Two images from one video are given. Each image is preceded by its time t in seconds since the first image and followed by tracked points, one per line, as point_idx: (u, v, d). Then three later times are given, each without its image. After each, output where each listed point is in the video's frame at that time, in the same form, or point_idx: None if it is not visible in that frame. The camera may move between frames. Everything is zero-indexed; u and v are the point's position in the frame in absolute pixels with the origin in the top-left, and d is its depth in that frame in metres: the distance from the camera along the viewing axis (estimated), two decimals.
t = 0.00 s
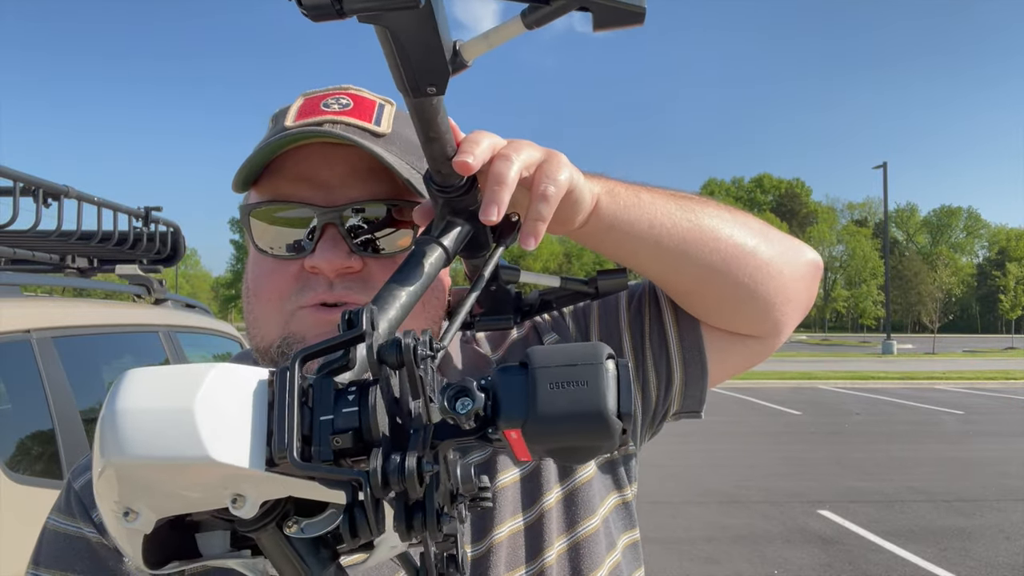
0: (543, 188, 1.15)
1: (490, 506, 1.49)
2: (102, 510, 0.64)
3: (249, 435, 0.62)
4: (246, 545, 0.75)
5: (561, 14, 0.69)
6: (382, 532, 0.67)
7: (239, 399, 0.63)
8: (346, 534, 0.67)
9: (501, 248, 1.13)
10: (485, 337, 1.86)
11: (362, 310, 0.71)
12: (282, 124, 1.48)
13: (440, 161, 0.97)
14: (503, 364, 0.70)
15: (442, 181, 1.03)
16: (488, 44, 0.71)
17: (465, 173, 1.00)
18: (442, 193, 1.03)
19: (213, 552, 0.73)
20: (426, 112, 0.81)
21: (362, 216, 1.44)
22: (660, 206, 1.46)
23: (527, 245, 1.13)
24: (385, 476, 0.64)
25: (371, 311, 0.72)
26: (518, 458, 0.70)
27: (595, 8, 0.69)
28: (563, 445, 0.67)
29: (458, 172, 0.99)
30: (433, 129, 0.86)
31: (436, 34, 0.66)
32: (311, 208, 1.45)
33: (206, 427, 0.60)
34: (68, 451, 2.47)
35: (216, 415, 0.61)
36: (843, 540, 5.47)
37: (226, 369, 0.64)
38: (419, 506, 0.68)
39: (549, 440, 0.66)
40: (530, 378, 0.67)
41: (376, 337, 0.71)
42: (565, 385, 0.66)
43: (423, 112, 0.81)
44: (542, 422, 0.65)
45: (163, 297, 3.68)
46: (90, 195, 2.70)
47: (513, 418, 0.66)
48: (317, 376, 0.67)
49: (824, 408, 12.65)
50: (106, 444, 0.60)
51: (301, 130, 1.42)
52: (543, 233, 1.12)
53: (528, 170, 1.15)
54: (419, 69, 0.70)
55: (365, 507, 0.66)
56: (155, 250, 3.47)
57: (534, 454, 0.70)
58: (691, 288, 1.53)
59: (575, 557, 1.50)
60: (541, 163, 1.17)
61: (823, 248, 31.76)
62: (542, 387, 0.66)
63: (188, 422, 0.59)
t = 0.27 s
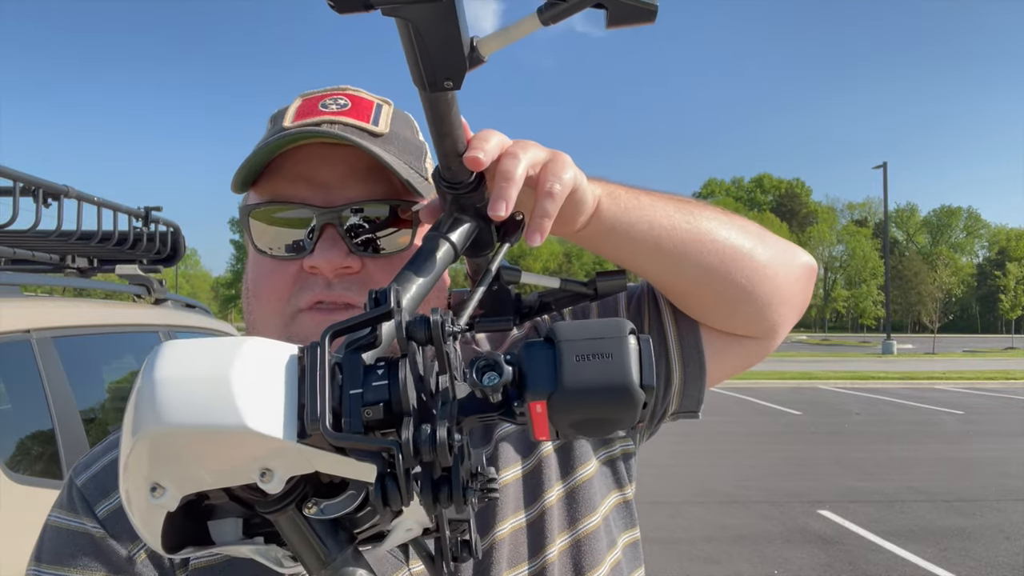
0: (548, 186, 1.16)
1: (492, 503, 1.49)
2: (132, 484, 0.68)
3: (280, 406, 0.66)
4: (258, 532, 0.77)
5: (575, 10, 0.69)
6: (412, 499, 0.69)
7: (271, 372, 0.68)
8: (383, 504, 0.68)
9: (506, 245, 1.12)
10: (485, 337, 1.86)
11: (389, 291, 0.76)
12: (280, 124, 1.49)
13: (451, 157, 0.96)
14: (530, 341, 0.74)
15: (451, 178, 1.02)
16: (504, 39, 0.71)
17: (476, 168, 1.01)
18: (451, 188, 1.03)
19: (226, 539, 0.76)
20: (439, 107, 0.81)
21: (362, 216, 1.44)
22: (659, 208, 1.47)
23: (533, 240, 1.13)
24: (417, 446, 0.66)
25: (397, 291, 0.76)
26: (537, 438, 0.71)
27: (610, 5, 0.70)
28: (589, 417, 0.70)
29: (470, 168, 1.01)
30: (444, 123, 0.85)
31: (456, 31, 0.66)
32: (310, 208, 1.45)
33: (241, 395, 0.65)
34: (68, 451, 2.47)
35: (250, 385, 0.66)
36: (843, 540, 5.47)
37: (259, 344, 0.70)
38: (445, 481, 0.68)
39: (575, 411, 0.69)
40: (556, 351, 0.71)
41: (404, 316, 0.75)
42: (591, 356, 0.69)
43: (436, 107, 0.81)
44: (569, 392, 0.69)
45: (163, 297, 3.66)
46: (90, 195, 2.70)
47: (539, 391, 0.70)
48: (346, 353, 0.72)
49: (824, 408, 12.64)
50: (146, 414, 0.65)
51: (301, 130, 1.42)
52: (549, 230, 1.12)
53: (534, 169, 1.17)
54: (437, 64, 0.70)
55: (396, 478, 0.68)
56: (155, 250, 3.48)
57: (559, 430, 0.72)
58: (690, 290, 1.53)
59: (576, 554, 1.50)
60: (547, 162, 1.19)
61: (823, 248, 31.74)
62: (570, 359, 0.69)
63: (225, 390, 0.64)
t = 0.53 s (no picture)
0: (552, 189, 1.17)
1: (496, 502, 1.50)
2: (151, 473, 0.68)
3: (301, 396, 0.67)
4: (265, 529, 0.79)
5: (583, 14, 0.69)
6: (428, 491, 0.68)
7: (292, 362, 0.68)
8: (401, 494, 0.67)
9: (509, 247, 1.13)
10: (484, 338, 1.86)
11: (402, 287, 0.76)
12: (280, 126, 1.50)
13: (458, 161, 0.97)
14: (542, 333, 0.75)
15: (457, 180, 1.03)
16: (511, 44, 0.70)
17: (482, 171, 1.02)
18: (457, 191, 1.04)
19: (236, 535, 0.76)
20: (447, 107, 0.81)
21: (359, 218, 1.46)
22: (657, 211, 1.47)
23: (537, 243, 1.14)
24: (434, 435, 0.66)
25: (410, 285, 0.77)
26: (547, 431, 0.73)
27: (618, 11, 0.69)
28: (598, 407, 0.72)
29: (475, 169, 1.01)
30: (452, 124, 0.85)
31: (467, 35, 0.66)
32: (309, 210, 1.46)
33: (262, 385, 0.65)
34: (68, 451, 2.47)
35: (272, 375, 0.66)
36: (843, 541, 5.47)
37: (279, 334, 0.70)
38: (460, 470, 0.69)
39: (585, 401, 0.71)
40: (569, 342, 0.73)
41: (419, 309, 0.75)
42: (603, 347, 0.71)
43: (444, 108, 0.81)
44: (581, 382, 0.71)
45: (163, 297, 3.66)
46: (90, 195, 2.71)
47: (552, 381, 0.72)
48: (362, 346, 0.72)
49: (824, 408, 12.65)
50: (167, 403, 0.65)
51: (299, 133, 1.43)
52: (553, 233, 1.14)
53: (535, 174, 1.18)
54: (446, 66, 0.70)
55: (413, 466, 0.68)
56: (155, 250, 3.49)
57: (569, 419, 0.74)
58: (689, 293, 1.54)
59: (577, 553, 1.50)
60: (550, 166, 1.19)
61: (823, 249, 31.75)
62: (582, 349, 0.71)
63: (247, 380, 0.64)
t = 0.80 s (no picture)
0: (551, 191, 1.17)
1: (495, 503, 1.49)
2: (150, 480, 0.68)
3: (301, 403, 0.67)
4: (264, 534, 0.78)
5: (584, 17, 0.68)
6: (430, 496, 0.68)
7: (291, 369, 0.68)
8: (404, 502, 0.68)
9: (509, 250, 1.13)
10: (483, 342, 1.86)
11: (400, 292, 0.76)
12: (277, 125, 1.50)
13: (458, 163, 0.96)
14: (544, 339, 0.75)
15: (456, 183, 1.02)
16: (512, 48, 0.70)
17: (483, 173, 1.02)
18: (457, 193, 1.03)
19: (235, 540, 0.76)
20: (447, 111, 0.80)
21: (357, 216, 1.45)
22: (656, 212, 1.47)
23: (538, 246, 1.14)
24: (436, 441, 0.66)
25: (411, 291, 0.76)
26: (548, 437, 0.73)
27: (620, 14, 0.68)
28: (601, 414, 0.72)
29: (476, 173, 1.01)
30: (452, 127, 0.85)
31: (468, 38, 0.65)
32: (309, 208, 1.45)
33: (262, 392, 0.64)
34: (69, 451, 2.47)
35: (272, 383, 0.66)
36: (843, 541, 5.47)
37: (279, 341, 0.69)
38: (461, 476, 0.68)
39: (587, 408, 0.71)
40: (571, 348, 0.73)
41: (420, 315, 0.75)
42: (605, 354, 0.71)
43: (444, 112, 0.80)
44: (584, 389, 0.70)
45: (163, 297, 3.65)
46: (90, 195, 2.71)
47: (554, 388, 0.71)
48: (363, 351, 0.71)
49: (824, 408, 12.65)
50: (166, 409, 0.65)
51: (297, 130, 1.43)
52: (553, 235, 1.14)
53: (536, 175, 1.18)
54: (446, 69, 0.69)
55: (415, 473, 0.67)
56: (155, 250, 3.48)
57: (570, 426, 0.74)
58: (688, 295, 1.54)
59: (577, 555, 1.50)
60: (550, 168, 1.19)
61: (823, 249, 31.74)
62: (584, 356, 0.71)
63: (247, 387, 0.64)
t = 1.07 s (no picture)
0: (560, 193, 1.17)
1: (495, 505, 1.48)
2: (154, 486, 0.67)
3: (308, 411, 0.66)
4: (267, 538, 0.78)
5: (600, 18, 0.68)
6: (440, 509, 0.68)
7: (298, 376, 0.67)
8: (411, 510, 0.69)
9: (515, 251, 1.12)
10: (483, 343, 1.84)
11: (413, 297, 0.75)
12: (273, 124, 1.49)
13: (465, 162, 0.96)
14: (558, 348, 0.74)
15: (464, 182, 1.01)
16: (525, 47, 0.69)
17: (490, 173, 1.01)
18: (463, 193, 1.02)
19: (236, 543, 0.76)
20: (456, 109, 0.79)
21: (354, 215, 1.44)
22: (661, 213, 1.46)
23: (543, 246, 1.13)
24: (448, 452, 0.65)
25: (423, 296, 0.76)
26: (558, 445, 0.73)
27: (636, 16, 0.67)
28: (614, 425, 0.72)
29: (485, 173, 1.01)
30: (461, 125, 0.84)
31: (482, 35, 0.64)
32: (305, 208, 1.45)
33: (271, 400, 0.63)
34: (68, 451, 2.46)
35: (280, 391, 0.65)
36: (844, 541, 5.46)
37: (286, 346, 0.68)
38: (470, 485, 0.68)
39: (600, 419, 0.71)
40: (585, 358, 0.72)
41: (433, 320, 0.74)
42: (621, 365, 0.71)
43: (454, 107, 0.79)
44: (599, 400, 0.70)
45: (163, 297, 3.64)
46: (90, 195, 2.70)
47: (568, 399, 0.71)
48: (374, 357, 0.72)
49: (824, 408, 12.63)
50: (172, 414, 0.64)
51: (293, 127, 1.43)
52: (559, 236, 1.13)
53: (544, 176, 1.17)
54: (458, 65, 0.68)
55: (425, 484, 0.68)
56: (155, 250, 3.48)
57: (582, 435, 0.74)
58: (692, 297, 1.53)
59: (577, 557, 1.49)
60: (557, 169, 1.19)
61: (823, 249, 31.73)
62: (599, 366, 0.71)
63: (254, 395, 0.63)
